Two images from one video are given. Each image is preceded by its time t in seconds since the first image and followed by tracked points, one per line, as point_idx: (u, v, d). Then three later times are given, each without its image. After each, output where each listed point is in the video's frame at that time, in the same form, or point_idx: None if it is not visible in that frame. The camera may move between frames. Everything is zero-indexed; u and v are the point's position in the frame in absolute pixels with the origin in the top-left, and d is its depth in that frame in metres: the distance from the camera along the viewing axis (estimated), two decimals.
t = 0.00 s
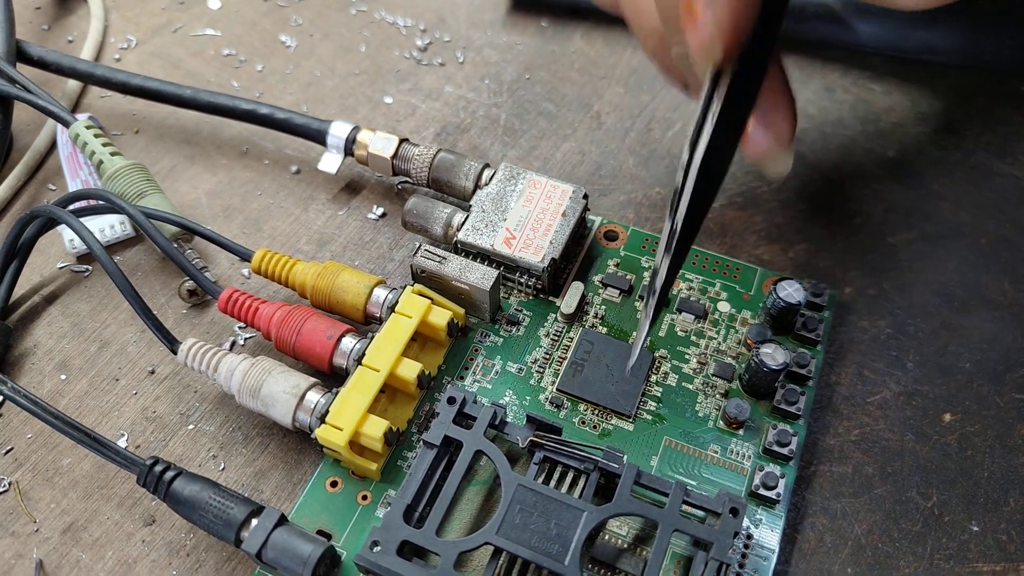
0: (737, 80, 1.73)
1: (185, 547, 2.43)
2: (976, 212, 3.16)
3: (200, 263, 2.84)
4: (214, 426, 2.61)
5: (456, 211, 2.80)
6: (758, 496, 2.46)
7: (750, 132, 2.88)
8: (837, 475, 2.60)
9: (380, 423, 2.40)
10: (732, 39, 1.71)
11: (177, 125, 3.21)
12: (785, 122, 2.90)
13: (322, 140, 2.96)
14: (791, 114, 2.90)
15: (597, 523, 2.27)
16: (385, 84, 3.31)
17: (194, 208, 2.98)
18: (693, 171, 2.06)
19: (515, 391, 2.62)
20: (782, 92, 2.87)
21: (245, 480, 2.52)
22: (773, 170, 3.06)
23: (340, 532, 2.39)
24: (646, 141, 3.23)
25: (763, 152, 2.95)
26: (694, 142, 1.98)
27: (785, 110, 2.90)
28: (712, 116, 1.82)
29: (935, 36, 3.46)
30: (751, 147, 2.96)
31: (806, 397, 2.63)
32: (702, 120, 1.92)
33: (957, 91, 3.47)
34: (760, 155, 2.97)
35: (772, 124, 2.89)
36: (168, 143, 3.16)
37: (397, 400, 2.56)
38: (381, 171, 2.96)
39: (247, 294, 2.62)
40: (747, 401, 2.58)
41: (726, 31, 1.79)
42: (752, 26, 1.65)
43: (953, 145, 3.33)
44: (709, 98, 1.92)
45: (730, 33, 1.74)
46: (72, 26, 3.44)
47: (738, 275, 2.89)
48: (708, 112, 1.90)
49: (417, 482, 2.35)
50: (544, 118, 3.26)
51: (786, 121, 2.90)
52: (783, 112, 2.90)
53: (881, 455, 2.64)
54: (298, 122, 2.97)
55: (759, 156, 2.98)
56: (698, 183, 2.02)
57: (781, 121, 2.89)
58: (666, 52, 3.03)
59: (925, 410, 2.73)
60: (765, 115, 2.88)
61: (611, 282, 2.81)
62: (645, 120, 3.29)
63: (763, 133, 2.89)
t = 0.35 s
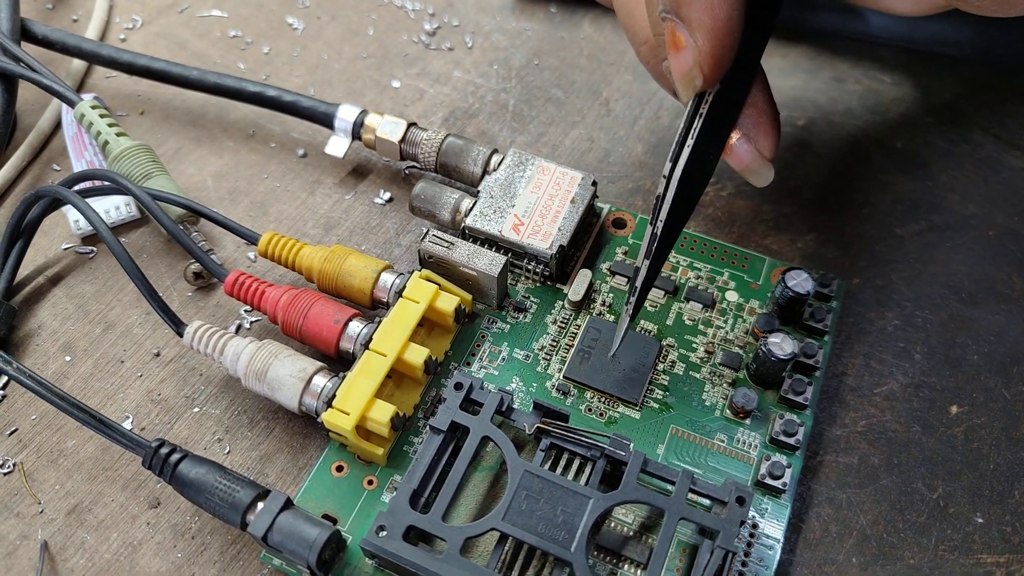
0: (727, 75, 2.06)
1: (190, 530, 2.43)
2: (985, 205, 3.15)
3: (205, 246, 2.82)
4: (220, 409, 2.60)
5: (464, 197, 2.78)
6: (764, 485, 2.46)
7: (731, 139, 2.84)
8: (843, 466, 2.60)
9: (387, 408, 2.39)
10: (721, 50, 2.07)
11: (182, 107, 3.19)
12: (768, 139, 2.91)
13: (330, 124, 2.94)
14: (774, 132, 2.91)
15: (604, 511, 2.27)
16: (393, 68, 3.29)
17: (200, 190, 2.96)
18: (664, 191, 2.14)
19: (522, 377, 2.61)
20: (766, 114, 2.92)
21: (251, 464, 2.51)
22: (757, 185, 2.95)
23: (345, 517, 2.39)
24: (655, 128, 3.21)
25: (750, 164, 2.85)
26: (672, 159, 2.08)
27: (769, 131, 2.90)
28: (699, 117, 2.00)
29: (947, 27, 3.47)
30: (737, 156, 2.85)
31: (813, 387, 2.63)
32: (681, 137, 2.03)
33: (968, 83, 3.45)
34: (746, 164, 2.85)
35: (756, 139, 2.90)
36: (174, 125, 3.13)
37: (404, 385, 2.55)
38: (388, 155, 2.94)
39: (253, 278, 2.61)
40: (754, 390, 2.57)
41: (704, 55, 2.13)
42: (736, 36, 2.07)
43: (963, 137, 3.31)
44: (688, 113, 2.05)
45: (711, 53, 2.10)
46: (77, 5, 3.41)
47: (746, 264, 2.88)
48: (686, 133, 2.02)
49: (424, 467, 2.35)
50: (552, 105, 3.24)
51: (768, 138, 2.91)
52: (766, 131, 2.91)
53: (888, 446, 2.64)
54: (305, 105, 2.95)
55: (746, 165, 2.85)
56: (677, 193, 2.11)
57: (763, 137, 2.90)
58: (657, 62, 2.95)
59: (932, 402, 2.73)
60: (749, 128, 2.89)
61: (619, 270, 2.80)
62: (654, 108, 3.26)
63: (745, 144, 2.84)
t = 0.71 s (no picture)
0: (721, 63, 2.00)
1: (185, 505, 2.42)
2: (985, 187, 3.13)
3: (202, 222, 2.80)
4: (215, 386, 2.59)
5: (462, 174, 2.76)
6: (761, 465, 2.46)
7: (730, 122, 2.79)
8: (839, 446, 2.60)
9: (383, 385, 2.38)
10: (713, 41, 2.02)
11: (179, 83, 3.16)
12: (765, 125, 2.89)
13: (327, 101, 2.92)
14: (772, 118, 2.89)
15: (599, 489, 2.26)
16: (391, 46, 3.26)
17: (197, 167, 2.94)
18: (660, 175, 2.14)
19: (518, 356, 2.60)
20: (764, 98, 2.88)
21: (246, 440, 2.50)
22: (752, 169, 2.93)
23: (341, 493, 2.39)
24: (655, 108, 3.19)
25: (749, 147, 2.82)
26: (668, 143, 2.10)
27: (765, 116, 2.89)
28: (693, 105, 1.98)
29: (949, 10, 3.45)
30: (736, 139, 2.81)
31: (810, 367, 2.62)
32: (677, 120, 2.08)
33: (970, 65, 3.43)
34: (745, 147, 2.82)
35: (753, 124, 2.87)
36: (170, 101, 3.11)
37: (400, 363, 2.54)
38: (386, 133, 2.92)
39: (249, 254, 2.59)
40: (751, 371, 2.57)
41: (699, 45, 2.10)
42: (729, 23, 2.01)
43: (964, 119, 3.29)
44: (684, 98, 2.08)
45: (705, 43, 2.06)
46: None
47: (745, 245, 2.86)
48: (682, 118, 2.06)
49: (419, 445, 2.34)
50: (552, 84, 3.22)
51: (765, 123, 2.89)
52: (763, 116, 2.89)
53: (884, 427, 2.64)
54: (303, 82, 2.93)
55: (745, 148, 2.82)
56: (673, 176, 2.11)
57: (760, 122, 2.88)
58: (659, 48, 2.96)
59: (929, 383, 2.72)
60: (745, 112, 2.88)
61: (617, 250, 2.78)
62: (653, 88, 3.24)
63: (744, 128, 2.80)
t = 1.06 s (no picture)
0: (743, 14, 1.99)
1: (189, 493, 2.39)
2: (998, 180, 3.10)
3: (207, 208, 2.77)
4: (220, 373, 2.56)
5: (471, 161, 2.73)
6: (772, 457, 2.43)
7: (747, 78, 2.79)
8: (850, 439, 2.57)
9: (390, 372, 2.35)
10: None
11: (184, 67, 3.12)
12: (783, 81, 2.88)
13: (334, 86, 2.88)
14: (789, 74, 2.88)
15: (609, 479, 2.23)
16: (399, 32, 3.23)
17: (202, 152, 2.91)
18: (676, 127, 2.13)
19: (527, 346, 2.57)
20: (782, 51, 2.86)
21: (251, 428, 2.47)
22: (768, 126, 2.94)
23: (347, 483, 2.36)
24: (665, 96, 3.16)
25: (764, 106, 2.83)
26: (685, 93, 2.08)
27: (783, 71, 2.87)
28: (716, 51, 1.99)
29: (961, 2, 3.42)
30: (752, 97, 2.82)
31: (822, 359, 2.59)
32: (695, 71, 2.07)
33: (982, 57, 3.40)
34: (761, 105, 2.83)
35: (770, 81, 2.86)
36: (175, 86, 3.07)
37: (407, 351, 2.51)
38: (394, 119, 2.89)
39: (256, 240, 2.56)
40: (763, 362, 2.54)
41: None
42: None
43: (976, 112, 3.26)
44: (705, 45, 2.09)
45: None
46: None
47: (756, 235, 2.83)
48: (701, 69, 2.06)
49: (427, 434, 2.31)
50: (561, 72, 3.18)
51: (783, 80, 2.88)
52: (781, 72, 2.87)
53: (896, 420, 2.61)
54: (310, 67, 2.89)
55: (760, 106, 2.83)
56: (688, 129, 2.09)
57: (778, 79, 2.87)
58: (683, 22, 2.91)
59: (941, 377, 2.69)
60: (764, 66, 2.85)
61: (627, 239, 2.75)
62: (663, 77, 3.21)
63: (760, 85, 2.80)
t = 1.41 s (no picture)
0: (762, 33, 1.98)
1: (181, 480, 2.37)
2: (998, 174, 3.09)
3: (202, 193, 2.75)
4: (213, 360, 2.54)
5: (469, 149, 2.71)
6: (769, 449, 2.41)
7: (764, 92, 2.76)
8: (848, 432, 2.55)
9: (385, 360, 2.33)
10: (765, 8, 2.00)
11: (181, 52, 3.10)
12: (798, 96, 2.86)
13: (332, 73, 2.86)
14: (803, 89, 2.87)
15: (605, 469, 2.21)
16: (398, 20, 3.20)
17: (198, 137, 2.89)
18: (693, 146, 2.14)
19: (523, 335, 2.55)
20: (798, 66, 2.86)
21: (244, 415, 2.45)
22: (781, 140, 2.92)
23: (340, 470, 2.34)
24: (665, 88, 3.14)
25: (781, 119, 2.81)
26: (703, 113, 2.09)
27: (798, 86, 2.86)
28: (732, 74, 1.98)
29: None
30: (767, 110, 2.80)
31: (820, 351, 2.58)
32: (714, 90, 2.06)
33: (983, 51, 3.39)
34: (776, 117, 2.81)
35: (787, 95, 2.84)
36: (172, 71, 3.05)
37: (403, 339, 2.49)
38: (392, 107, 2.87)
39: (251, 226, 2.54)
40: (761, 353, 2.52)
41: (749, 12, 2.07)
42: None
43: (977, 106, 3.24)
44: (722, 67, 2.08)
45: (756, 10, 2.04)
46: None
47: (755, 226, 2.81)
48: (718, 88, 2.04)
49: (422, 422, 2.29)
50: (561, 61, 3.17)
51: (798, 95, 2.86)
52: (796, 87, 2.85)
53: (893, 413, 2.59)
54: (308, 53, 2.87)
55: (776, 118, 2.81)
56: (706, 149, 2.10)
57: (794, 94, 2.85)
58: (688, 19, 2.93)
59: (939, 370, 2.68)
60: (779, 79, 2.82)
61: (625, 229, 2.73)
62: (663, 68, 3.19)
63: (777, 99, 2.78)
